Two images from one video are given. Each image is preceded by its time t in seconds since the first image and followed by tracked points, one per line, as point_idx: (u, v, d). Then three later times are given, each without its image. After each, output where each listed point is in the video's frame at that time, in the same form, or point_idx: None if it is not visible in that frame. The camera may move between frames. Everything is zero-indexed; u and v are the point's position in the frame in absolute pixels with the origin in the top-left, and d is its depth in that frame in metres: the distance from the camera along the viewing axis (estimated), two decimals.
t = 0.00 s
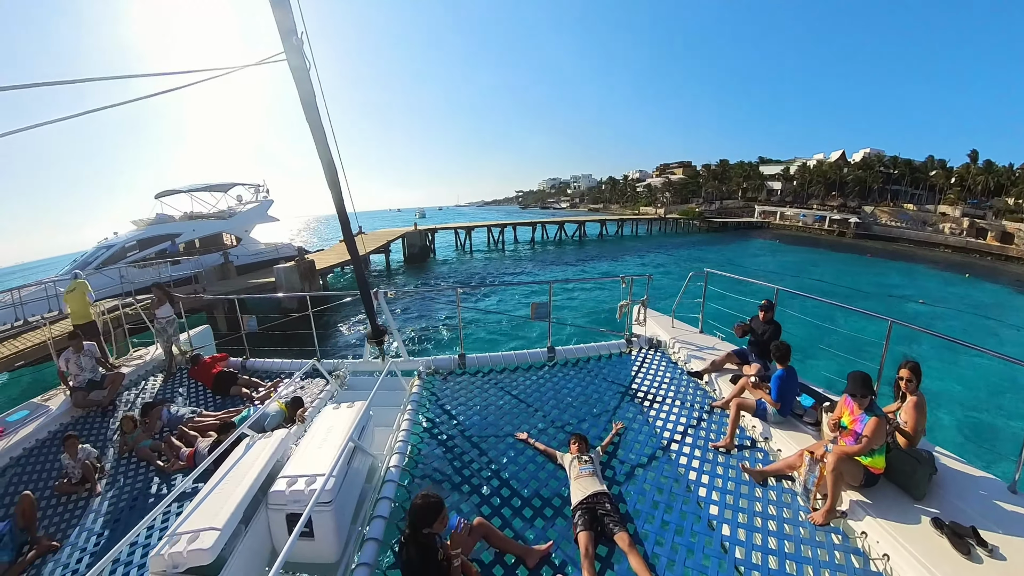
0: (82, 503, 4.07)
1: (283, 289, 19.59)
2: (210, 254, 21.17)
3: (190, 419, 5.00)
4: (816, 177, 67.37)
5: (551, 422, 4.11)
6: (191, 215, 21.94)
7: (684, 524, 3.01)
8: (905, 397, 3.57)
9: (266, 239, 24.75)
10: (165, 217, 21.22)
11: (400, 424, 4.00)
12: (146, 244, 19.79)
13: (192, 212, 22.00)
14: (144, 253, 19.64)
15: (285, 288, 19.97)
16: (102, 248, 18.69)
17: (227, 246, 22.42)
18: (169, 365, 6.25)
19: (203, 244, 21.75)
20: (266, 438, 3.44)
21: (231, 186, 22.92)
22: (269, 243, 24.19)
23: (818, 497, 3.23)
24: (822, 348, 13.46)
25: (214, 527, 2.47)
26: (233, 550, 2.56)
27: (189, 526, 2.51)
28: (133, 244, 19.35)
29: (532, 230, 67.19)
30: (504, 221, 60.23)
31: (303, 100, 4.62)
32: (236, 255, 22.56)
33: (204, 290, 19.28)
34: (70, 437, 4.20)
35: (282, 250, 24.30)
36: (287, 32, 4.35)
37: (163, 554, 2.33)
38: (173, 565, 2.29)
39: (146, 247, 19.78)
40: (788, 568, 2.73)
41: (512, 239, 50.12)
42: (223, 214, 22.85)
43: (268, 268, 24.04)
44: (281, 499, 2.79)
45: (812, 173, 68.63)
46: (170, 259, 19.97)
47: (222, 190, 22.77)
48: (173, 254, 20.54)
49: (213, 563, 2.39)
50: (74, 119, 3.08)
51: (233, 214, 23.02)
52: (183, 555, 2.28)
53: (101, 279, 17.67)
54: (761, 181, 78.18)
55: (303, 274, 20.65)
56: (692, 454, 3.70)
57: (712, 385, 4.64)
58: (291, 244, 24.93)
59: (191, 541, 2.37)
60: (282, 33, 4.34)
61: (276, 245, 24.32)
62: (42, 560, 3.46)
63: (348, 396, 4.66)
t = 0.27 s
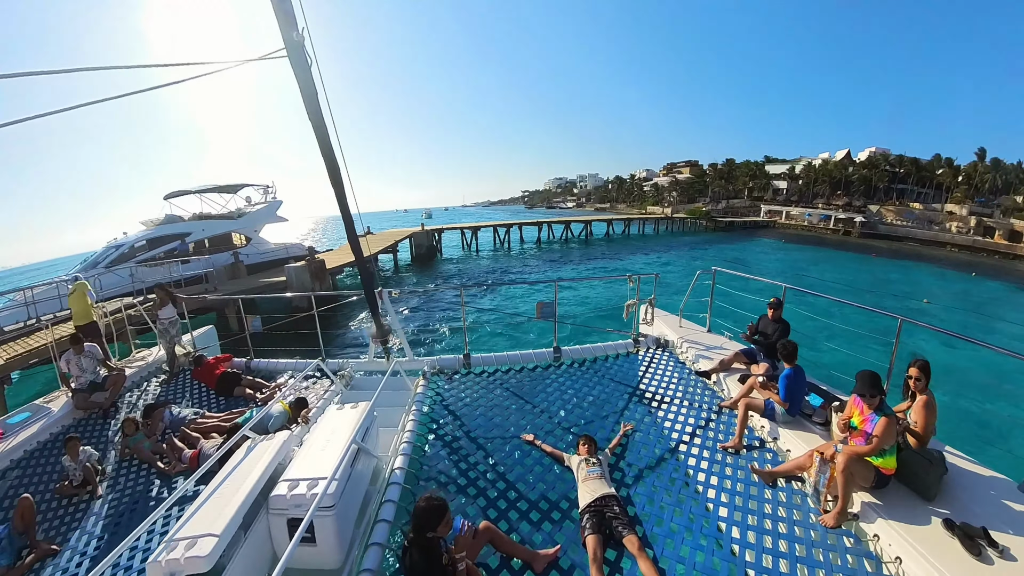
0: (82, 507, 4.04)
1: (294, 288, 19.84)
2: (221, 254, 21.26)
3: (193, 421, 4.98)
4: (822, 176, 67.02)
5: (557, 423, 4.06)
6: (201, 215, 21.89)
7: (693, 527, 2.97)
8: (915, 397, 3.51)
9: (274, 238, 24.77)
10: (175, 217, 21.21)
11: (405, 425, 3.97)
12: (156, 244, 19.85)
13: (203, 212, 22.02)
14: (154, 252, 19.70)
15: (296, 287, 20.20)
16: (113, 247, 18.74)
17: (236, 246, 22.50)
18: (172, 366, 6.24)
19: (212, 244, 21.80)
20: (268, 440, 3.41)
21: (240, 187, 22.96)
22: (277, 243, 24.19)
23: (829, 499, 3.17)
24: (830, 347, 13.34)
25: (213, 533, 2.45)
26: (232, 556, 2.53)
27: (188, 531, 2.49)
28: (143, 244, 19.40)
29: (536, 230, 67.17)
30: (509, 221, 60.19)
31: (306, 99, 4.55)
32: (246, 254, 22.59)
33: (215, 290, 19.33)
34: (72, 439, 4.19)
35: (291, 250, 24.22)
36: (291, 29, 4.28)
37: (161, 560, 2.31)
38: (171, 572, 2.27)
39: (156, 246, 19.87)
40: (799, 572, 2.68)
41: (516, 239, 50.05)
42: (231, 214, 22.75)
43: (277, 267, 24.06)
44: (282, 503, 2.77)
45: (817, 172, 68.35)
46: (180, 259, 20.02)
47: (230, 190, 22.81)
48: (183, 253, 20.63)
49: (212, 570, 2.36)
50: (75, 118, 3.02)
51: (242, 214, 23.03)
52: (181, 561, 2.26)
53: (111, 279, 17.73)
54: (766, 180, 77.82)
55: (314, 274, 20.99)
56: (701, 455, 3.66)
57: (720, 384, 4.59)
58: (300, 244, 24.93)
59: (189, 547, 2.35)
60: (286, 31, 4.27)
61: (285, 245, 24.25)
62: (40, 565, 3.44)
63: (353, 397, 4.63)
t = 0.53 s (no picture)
0: (80, 511, 4.02)
1: (298, 287, 19.92)
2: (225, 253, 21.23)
3: (192, 423, 4.96)
4: (822, 175, 67.04)
5: (558, 422, 4.04)
6: (205, 215, 21.90)
7: (696, 526, 2.95)
8: (916, 393, 3.50)
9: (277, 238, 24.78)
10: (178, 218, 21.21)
11: (405, 425, 3.95)
12: (161, 244, 19.86)
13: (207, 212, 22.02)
14: (158, 252, 19.65)
15: (299, 286, 20.26)
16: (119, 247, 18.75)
17: (239, 246, 22.45)
18: (171, 367, 6.21)
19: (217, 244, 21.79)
20: (266, 442, 3.39)
21: (242, 188, 22.96)
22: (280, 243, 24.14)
23: (831, 496, 3.15)
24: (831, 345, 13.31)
25: (210, 538, 2.43)
26: (230, 561, 2.51)
27: (186, 536, 2.47)
28: (147, 243, 19.39)
29: (536, 230, 67.19)
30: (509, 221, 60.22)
31: (303, 97, 4.49)
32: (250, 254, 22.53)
33: (220, 290, 19.30)
34: (69, 443, 4.16)
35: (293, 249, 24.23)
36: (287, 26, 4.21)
37: (158, 566, 2.30)
38: None
39: (161, 246, 19.83)
40: (803, 570, 2.66)
41: (516, 239, 50.04)
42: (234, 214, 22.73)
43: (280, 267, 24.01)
44: (281, 506, 2.74)
45: (817, 171, 68.49)
46: (184, 258, 20.00)
47: (232, 190, 22.78)
48: (188, 252, 20.60)
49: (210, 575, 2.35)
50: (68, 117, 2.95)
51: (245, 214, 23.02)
52: (178, 568, 2.24)
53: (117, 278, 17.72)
54: (766, 180, 77.86)
55: (317, 274, 21.11)
56: (703, 454, 3.63)
57: (721, 382, 4.57)
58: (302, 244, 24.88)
59: (186, 553, 2.33)
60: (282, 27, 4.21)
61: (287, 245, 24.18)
62: (37, 570, 3.41)
63: (353, 398, 4.61)
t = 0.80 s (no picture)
0: (75, 515, 4.00)
1: (297, 287, 19.89)
2: (223, 253, 21.18)
3: (186, 425, 4.95)
4: (815, 174, 67.40)
5: (552, 420, 4.06)
6: (203, 216, 21.84)
7: (690, 519, 2.97)
8: (906, 388, 3.53)
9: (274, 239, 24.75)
10: (176, 219, 21.23)
11: (400, 425, 3.95)
12: (159, 244, 19.80)
13: (205, 213, 21.97)
14: (157, 252, 19.65)
15: (298, 286, 20.18)
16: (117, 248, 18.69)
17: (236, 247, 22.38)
18: (165, 369, 6.19)
19: (215, 244, 21.72)
20: (262, 442, 3.38)
21: (239, 189, 22.92)
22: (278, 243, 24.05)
23: (823, 489, 3.19)
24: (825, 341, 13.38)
25: (207, 539, 2.43)
26: (227, 562, 2.51)
27: (183, 537, 2.47)
28: (145, 243, 19.32)
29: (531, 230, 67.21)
30: (504, 222, 60.24)
31: (296, 97, 4.48)
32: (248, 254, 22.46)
33: (219, 290, 19.22)
34: (63, 446, 4.14)
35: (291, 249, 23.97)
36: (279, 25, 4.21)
37: (155, 567, 2.30)
38: None
39: (160, 246, 19.85)
40: (796, 562, 2.68)
41: (512, 239, 50.04)
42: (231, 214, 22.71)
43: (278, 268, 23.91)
44: (278, 506, 2.74)
45: (810, 170, 68.99)
46: (183, 259, 19.92)
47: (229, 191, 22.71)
48: (186, 253, 20.56)
49: None
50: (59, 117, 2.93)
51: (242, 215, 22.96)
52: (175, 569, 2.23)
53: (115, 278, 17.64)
54: (760, 179, 78.23)
55: (315, 274, 21.09)
56: (697, 449, 3.65)
57: (715, 378, 4.60)
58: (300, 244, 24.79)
59: (183, 554, 2.33)
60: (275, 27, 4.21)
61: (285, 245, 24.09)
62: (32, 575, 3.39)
63: (347, 398, 4.60)
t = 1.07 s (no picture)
0: (62, 520, 3.95)
1: (291, 287, 19.85)
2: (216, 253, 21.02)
3: (175, 428, 4.90)
4: (805, 174, 68.02)
5: (542, 418, 4.06)
6: (195, 216, 21.66)
7: (679, 515, 2.99)
8: (894, 383, 3.58)
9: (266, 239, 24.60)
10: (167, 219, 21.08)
11: (390, 424, 3.94)
12: (150, 244, 19.62)
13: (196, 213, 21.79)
14: (149, 252, 19.50)
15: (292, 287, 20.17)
16: (109, 248, 18.54)
17: (227, 247, 22.21)
18: (152, 372, 6.13)
19: (207, 244, 21.55)
20: (251, 444, 3.36)
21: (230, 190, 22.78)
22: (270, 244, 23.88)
23: (811, 484, 3.22)
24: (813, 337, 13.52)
25: (196, 542, 2.41)
26: (216, 564, 2.48)
27: (171, 540, 2.45)
28: (137, 244, 19.16)
29: (523, 230, 67.19)
30: (496, 221, 60.21)
31: (283, 96, 4.44)
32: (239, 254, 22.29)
33: (212, 290, 19.07)
34: (49, 451, 4.08)
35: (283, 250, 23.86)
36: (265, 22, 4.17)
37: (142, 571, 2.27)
38: None
39: (151, 246, 19.70)
40: (784, 557, 2.71)
41: (504, 239, 50.02)
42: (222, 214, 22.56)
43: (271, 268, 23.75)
44: (267, 508, 2.72)
45: (799, 170, 69.62)
46: (175, 259, 19.74)
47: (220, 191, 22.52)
48: (178, 253, 20.40)
49: None
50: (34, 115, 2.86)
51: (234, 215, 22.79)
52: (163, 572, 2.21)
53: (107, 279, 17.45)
54: (750, 179, 78.85)
55: (309, 273, 20.99)
56: (687, 446, 3.67)
57: (705, 375, 4.63)
58: (292, 244, 24.64)
59: (171, 557, 2.30)
60: (261, 25, 4.18)
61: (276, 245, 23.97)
62: None
63: (337, 398, 4.59)
